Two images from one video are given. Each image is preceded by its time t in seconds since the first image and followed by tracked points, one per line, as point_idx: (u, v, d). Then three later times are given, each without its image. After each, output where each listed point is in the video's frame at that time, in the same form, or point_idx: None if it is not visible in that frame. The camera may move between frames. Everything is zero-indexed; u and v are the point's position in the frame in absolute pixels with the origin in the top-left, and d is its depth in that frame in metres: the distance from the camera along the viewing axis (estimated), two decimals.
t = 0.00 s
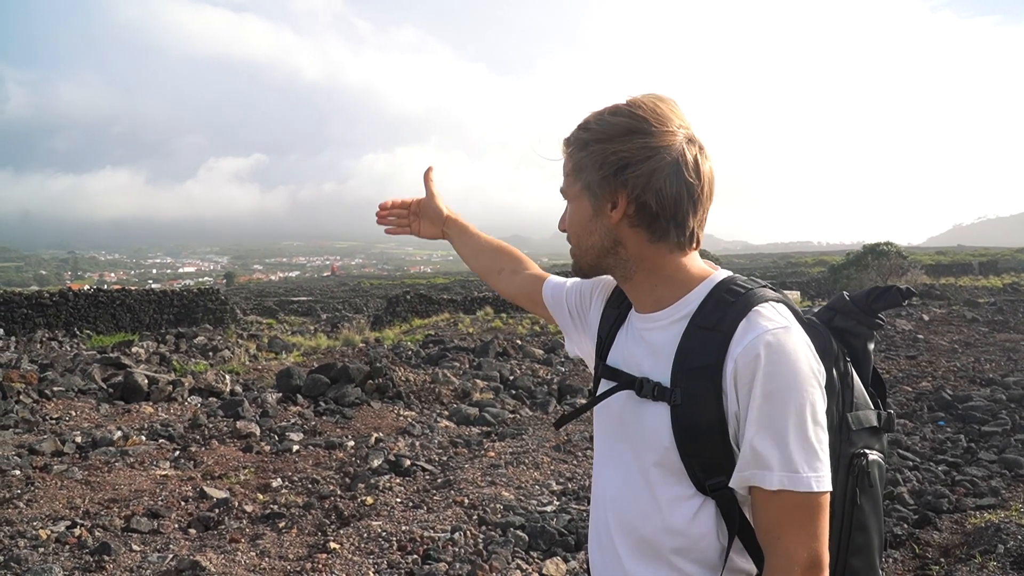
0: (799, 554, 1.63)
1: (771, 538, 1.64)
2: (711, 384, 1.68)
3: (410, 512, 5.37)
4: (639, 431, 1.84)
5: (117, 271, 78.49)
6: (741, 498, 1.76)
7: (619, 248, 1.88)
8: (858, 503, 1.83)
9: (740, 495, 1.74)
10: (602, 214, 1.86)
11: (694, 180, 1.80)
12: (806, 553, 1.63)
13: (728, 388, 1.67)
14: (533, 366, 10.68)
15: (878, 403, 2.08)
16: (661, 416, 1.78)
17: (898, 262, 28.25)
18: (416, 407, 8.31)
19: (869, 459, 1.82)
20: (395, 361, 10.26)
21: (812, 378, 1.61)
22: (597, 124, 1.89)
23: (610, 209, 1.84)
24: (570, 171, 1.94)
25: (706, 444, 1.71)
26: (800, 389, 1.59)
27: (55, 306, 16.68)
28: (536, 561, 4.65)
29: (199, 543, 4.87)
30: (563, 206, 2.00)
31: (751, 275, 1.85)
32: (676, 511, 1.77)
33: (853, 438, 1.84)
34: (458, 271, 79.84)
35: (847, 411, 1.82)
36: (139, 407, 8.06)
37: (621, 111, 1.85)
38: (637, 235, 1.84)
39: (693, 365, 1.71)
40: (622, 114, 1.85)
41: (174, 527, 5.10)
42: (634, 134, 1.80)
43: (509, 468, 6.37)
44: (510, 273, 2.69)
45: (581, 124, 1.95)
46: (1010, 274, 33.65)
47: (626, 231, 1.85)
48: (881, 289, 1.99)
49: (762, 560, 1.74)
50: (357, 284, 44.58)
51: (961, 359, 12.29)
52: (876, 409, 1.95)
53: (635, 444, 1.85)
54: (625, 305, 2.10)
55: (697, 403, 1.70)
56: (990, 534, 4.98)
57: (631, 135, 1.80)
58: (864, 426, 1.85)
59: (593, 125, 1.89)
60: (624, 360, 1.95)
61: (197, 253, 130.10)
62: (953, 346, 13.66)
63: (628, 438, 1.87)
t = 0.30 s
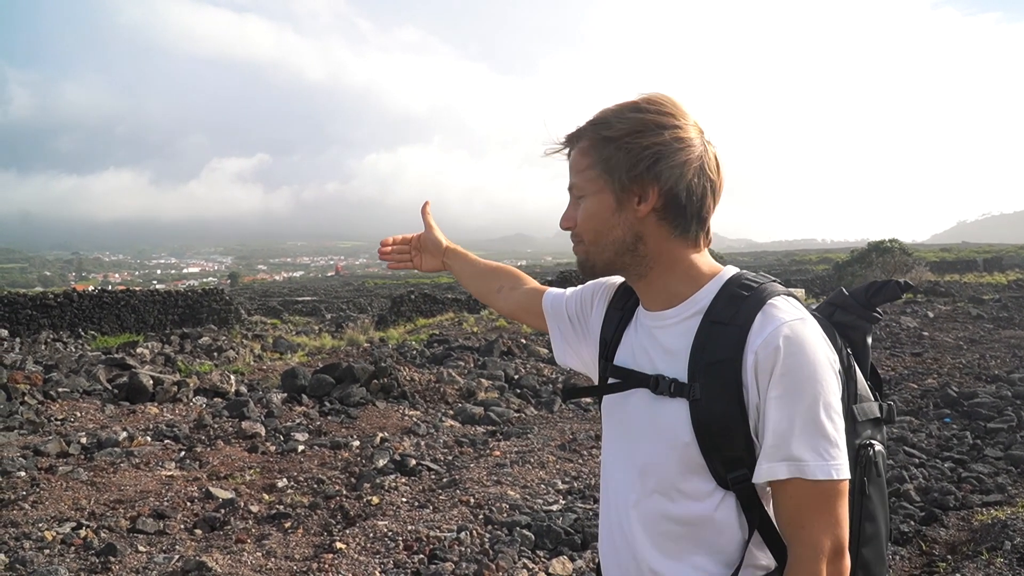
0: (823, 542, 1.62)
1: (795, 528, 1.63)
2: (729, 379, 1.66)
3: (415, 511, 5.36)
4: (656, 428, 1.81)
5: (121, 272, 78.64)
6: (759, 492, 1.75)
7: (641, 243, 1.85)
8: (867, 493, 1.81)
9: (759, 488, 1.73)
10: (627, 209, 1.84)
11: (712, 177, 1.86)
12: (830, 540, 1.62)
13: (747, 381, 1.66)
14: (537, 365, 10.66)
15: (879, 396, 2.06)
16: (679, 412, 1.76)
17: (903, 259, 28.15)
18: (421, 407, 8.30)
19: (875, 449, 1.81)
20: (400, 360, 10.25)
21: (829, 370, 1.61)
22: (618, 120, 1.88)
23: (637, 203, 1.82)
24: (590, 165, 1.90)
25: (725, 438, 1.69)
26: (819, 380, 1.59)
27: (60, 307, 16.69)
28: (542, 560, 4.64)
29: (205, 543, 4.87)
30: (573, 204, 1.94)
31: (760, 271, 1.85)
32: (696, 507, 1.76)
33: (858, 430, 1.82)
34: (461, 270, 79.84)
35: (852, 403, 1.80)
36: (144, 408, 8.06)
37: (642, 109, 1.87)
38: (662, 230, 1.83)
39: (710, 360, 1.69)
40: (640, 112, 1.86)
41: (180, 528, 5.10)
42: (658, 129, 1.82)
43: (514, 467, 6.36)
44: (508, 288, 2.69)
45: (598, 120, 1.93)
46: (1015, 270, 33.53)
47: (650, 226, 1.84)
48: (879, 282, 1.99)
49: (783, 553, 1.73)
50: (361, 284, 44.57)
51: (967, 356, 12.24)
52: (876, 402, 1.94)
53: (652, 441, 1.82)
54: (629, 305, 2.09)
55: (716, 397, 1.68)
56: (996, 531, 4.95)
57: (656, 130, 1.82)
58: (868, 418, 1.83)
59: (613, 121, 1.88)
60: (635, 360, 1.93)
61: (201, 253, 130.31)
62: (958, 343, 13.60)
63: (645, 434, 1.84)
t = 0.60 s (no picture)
0: (835, 540, 1.61)
1: (807, 526, 1.62)
2: (738, 376, 1.66)
3: (418, 511, 5.36)
4: (667, 426, 1.80)
5: (122, 271, 78.69)
6: (770, 489, 1.74)
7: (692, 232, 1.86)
8: (870, 489, 1.80)
9: (768, 486, 1.73)
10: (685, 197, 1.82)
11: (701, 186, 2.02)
12: (841, 537, 1.62)
13: (757, 378, 1.65)
14: (539, 365, 10.65)
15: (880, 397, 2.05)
16: (690, 410, 1.75)
17: (904, 258, 28.11)
18: (423, 407, 8.29)
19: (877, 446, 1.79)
20: (402, 360, 10.26)
21: (840, 367, 1.59)
22: (662, 112, 1.86)
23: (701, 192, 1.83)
24: (654, 150, 1.80)
25: (737, 435, 1.68)
26: (830, 376, 1.57)
27: (61, 306, 16.71)
28: (545, 559, 4.63)
29: (207, 543, 4.87)
30: (635, 189, 1.79)
31: (766, 270, 1.85)
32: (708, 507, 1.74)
33: (860, 427, 1.80)
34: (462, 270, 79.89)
35: (855, 400, 1.79)
36: (146, 407, 8.06)
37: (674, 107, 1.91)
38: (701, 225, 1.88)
39: (719, 358, 1.69)
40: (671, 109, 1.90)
41: (182, 528, 5.09)
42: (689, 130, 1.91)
43: (517, 467, 6.35)
44: (506, 292, 2.69)
45: (639, 109, 1.85)
46: (1016, 270, 33.49)
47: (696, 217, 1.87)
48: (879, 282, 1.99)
49: (794, 551, 1.73)
50: (363, 283, 44.57)
51: (968, 356, 12.23)
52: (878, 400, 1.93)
53: (664, 440, 1.81)
54: (632, 305, 2.09)
55: (726, 395, 1.68)
56: (998, 530, 4.94)
57: (689, 131, 1.91)
58: (871, 415, 1.81)
59: (660, 112, 1.85)
60: (641, 360, 1.92)
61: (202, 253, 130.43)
62: (960, 343, 13.59)
63: (656, 433, 1.83)
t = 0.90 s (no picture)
0: (820, 540, 1.62)
1: (792, 527, 1.62)
2: (729, 376, 1.66)
3: (413, 512, 5.35)
4: (658, 427, 1.80)
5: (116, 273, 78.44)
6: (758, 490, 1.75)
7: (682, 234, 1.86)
8: (858, 489, 1.80)
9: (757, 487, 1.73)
10: (675, 198, 1.83)
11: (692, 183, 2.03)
12: (825, 538, 1.62)
13: (748, 378, 1.66)
14: (534, 365, 10.65)
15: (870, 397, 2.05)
16: (680, 411, 1.76)
17: (898, 258, 28.20)
18: (419, 408, 8.29)
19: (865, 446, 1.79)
20: (398, 361, 10.25)
21: (828, 369, 1.60)
22: (652, 114, 1.86)
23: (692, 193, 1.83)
24: (644, 152, 1.81)
25: (727, 436, 1.69)
26: (819, 377, 1.58)
27: (55, 307, 16.66)
28: (540, 560, 4.64)
29: (202, 545, 4.85)
30: (624, 192, 1.80)
31: (755, 270, 1.86)
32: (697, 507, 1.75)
33: (848, 426, 1.81)
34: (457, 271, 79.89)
35: (844, 400, 1.80)
36: (141, 409, 8.04)
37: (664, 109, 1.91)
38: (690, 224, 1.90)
39: (710, 359, 1.70)
40: (660, 110, 1.90)
41: (177, 530, 5.08)
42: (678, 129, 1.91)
43: (512, 468, 6.35)
44: (494, 291, 2.69)
45: (628, 111, 1.85)
46: (1010, 270, 33.65)
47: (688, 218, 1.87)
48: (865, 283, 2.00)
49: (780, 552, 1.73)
50: (358, 284, 44.49)
51: (962, 355, 12.29)
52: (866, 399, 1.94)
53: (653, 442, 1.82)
54: (622, 306, 2.10)
55: (716, 395, 1.68)
56: (992, 528, 4.96)
57: (679, 132, 1.91)
58: (859, 415, 1.82)
59: (649, 114, 1.85)
60: (632, 360, 1.92)
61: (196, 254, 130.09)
62: (954, 342, 13.66)
63: (644, 436, 1.84)
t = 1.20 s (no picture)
0: (805, 540, 1.64)
1: (776, 527, 1.64)
2: (709, 376, 1.68)
3: (404, 513, 5.35)
4: (640, 428, 1.81)
5: (106, 275, 78.01)
6: (739, 490, 1.77)
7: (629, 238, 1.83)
8: (843, 488, 1.81)
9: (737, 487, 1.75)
10: (615, 203, 1.81)
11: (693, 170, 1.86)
12: (811, 539, 1.64)
13: (728, 379, 1.67)
14: (525, 366, 10.66)
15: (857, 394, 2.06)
16: (662, 411, 1.77)
17: (887, 258, 28.36)
18: (409, 408, 8.28)
19: (849, 445, 1.81)
20: (388, 362, 10.24)
21: (807, 370, 1.62)
22: (599, 116, 1.85)
23: (630, 197, 1.80)
24: (577, 158, 1.86)
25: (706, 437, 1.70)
26: (797, 378, 1.60)
27: (44, 310, 16.58)
28: (531, 561, 4.64)
29: (192, 548, 4.84)
30: (559, 199, 1.90)
31: (738, 270, 1.86)
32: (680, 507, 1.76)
33: (832, 426, 1.82)
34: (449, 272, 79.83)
35: (827, 400, 1.82)
36: (130, 411, 8.00)
37: (622, 105, 1.85)
38: (651, 224, 1.82)
39: (689, 359, 1.71)
40: (617, 107, 1.85)
41: (167, 532, 5.06)
42: (642, 122, 1.81)
43: (503, 469, 6.36)
44: (479, 299, 2.68)
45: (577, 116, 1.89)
46: (999, 269, 33.89)
47: (639, 221, 1.82)
48: (851, 279, 2.00)
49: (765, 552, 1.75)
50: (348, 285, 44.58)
51: (951, 354, 12.38)
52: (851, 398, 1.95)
53: (634, 445, 1.83)
54: (607, 305, 2.11)
55: (696, 396, 1.69)
56: (981, 527, 5.00)
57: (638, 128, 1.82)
58: (843, 415, 1.85)
59: (596, 117, 1.85)
60: (615, 360, 1.93)
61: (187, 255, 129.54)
62: (943, 341, 13.76)
63: (627, 438, 1.85)
